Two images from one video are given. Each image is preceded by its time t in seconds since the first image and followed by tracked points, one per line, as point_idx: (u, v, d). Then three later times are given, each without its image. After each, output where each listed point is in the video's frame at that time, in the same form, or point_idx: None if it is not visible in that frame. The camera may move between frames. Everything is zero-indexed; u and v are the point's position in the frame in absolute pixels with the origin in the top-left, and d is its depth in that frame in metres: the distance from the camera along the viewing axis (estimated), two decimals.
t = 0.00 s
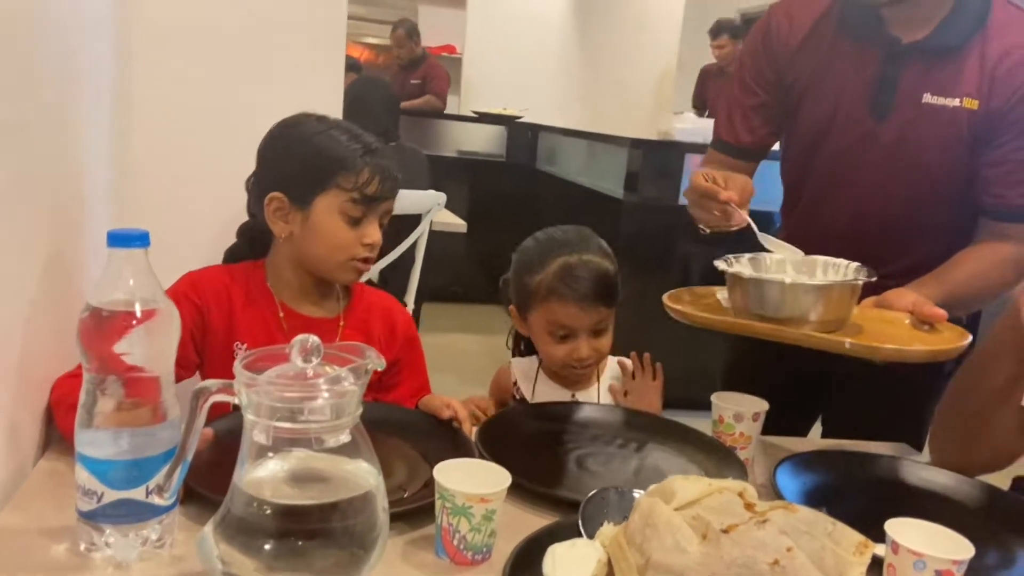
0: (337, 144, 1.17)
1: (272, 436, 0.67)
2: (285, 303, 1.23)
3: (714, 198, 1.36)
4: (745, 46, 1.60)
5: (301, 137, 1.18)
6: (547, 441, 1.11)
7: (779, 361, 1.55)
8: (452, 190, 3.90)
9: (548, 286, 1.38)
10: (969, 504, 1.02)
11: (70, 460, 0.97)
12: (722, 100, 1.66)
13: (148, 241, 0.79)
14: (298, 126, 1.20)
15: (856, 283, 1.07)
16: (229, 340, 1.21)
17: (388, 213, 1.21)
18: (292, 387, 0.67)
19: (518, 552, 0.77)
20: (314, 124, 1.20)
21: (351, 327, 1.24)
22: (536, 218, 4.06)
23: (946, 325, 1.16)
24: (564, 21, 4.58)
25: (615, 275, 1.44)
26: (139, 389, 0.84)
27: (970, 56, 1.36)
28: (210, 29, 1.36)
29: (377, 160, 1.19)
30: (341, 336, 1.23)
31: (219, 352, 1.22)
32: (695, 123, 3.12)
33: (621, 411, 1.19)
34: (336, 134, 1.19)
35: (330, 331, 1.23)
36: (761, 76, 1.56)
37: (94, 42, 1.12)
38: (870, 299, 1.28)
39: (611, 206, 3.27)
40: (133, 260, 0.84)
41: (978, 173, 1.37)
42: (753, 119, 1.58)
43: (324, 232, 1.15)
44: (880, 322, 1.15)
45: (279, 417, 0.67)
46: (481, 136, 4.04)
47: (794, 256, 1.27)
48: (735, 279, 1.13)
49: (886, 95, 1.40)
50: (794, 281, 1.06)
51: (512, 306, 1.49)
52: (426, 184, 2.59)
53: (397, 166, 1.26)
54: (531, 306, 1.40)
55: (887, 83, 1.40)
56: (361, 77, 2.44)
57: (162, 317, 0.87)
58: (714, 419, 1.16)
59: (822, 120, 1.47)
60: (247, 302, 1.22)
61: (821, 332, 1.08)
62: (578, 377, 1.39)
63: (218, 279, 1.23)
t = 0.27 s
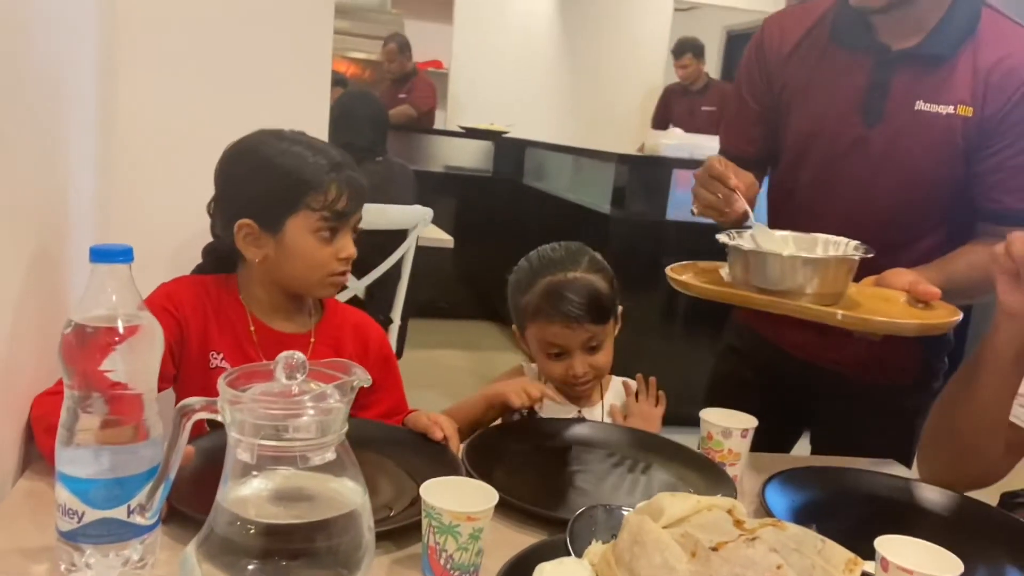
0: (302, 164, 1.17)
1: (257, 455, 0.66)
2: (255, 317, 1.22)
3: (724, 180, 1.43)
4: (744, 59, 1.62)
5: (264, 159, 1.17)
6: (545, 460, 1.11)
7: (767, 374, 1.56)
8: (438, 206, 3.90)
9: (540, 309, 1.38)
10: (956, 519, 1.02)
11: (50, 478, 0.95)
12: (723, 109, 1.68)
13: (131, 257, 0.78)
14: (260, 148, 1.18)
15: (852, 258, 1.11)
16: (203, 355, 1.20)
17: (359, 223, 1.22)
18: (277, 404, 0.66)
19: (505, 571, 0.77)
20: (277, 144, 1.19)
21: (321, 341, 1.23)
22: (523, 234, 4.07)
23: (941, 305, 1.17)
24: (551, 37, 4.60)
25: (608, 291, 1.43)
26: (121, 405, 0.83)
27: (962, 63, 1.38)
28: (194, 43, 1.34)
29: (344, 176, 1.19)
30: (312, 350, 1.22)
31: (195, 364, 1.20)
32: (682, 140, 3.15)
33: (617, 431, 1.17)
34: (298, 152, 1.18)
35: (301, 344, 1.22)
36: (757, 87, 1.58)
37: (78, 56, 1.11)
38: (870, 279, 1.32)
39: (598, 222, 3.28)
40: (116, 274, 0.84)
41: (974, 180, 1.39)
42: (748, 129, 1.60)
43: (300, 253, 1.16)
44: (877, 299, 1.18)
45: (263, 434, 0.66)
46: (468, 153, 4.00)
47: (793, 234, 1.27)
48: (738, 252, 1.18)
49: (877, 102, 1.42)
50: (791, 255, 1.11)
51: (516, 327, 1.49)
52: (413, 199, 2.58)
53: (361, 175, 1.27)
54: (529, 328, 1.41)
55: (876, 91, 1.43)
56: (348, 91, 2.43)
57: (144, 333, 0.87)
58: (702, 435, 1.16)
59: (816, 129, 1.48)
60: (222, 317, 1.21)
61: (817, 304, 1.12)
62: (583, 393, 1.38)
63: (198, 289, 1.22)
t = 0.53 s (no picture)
0: (269, 166, 1.16)
1: (253, 458, 0.66)
2: (234, 316, 1.22)
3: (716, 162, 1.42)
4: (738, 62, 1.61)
5: (231, 166, 1.17)
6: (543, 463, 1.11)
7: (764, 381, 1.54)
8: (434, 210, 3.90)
9: (551, 314, 1.36)
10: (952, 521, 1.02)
11: (44, 483, 0.94)
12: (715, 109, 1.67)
13: (127, 260, 0.78)
14: (224, 156, 1.17)
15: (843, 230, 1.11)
16: (190, 353, 1.19)
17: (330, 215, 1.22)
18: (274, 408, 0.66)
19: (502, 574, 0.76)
20: (242, 150, 1.18)
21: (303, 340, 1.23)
22: (519, 238, 4.07)
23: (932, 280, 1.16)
24: (547, 42, 4.62)
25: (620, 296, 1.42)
26: (116, 409, 0.82)
27: (957, 57, 1.39)
28: (191, 46, 1.34)
29: (310, 172, 1.19)
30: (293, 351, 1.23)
31: (181, 364, 1.19)
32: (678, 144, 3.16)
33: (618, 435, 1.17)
34: (263, 155, 1.17)
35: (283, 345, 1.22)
36: (750, 85, 1.57)
37: (73, 59, 1.10)
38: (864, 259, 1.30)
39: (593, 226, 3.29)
40: (111, 277, 0.84)
41: (971, 173, 1.39)
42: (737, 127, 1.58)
43: (279, 256, 1.16)
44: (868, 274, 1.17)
45: (259, 438, 0.66)
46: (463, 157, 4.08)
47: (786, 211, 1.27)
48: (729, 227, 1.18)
49: (873, 96, 1.43)
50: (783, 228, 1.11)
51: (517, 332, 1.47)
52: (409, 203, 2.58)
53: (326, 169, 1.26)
54: (535, 333, 1.39)
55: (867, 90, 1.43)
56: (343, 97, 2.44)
57: (141, 337, 0.86)
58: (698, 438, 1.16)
59: (811, 128, 1.47)
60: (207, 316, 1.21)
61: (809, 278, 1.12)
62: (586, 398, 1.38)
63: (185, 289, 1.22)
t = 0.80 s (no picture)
0: (253, 174, 1.14)
1: (256, 454, 0.66)
2: (234, 324, 1.22)
3: (700, 135, 1.42)
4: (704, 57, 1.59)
5: (214, 176, 1.14)
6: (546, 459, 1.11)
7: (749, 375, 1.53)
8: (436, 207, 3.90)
9: (568, 303, 1.36)
10: (955, 516, 1.02)
11: (48, 480, 0.95)
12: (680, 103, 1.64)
13: (130, 257, 0.78)
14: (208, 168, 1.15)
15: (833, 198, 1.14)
16: (194, 356, 1.20)
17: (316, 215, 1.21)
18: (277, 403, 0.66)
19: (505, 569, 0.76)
20: (224, 159, 1.15)
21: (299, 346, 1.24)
22: (521, 234, 4.07)
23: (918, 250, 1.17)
24: (548, 38, 4.62)
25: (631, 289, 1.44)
26: (119, 406, 0.82)
27: (929, 43, 1.41)
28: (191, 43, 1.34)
29: (295, 176, 1.17)
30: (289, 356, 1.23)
31: (183, 366, 1.19)
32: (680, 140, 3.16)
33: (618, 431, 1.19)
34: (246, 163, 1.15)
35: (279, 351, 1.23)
36: (723, 79, 1.55)
37: (75, 55, 1.10)
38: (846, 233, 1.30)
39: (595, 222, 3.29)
40: (115, 274, 0.85)
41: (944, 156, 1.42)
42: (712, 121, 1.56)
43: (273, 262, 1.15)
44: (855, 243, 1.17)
45: (262, 433, 0.66)
46: (467, 151, 4.12)
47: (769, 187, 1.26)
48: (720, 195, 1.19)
49: (849, 83, 1.44)
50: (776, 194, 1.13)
51: (522, 322, 1.47)
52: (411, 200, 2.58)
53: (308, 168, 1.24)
54: (546, 323, 1.39)
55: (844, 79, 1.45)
56: (344, 94, 2.44)
57: (144, 333, 0.86)
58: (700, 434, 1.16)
59: (791, 119, 1.47)
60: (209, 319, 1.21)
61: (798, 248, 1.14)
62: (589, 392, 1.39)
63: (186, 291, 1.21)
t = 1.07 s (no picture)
0: (258, 197, 1.13)
1: (263, 445, 0.66)
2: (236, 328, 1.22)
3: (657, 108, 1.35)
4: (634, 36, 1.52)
5: (216, 193, 1.13)
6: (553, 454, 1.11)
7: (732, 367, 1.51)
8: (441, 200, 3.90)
9: (577, 298, 1.36)
10: (963, 509, 1.02)
11: (56, 471, 0.95)
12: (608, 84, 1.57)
13: (136, 249, 0.78)
14: (210, 184, 1.14)
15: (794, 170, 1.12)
16: (200, 354, 1.20)
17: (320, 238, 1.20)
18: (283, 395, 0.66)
19: (512, 560, 0.76)
20: (228, 176, 1.14)
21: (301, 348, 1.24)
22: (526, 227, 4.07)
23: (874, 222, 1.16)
24: (553, 29, 4.60)
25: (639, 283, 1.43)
26: (126, 398, 0.83)
27: (851, 19, 1.35)
28: (196, 34, 1.33)
29: (301, 202, 1.16)
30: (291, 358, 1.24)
31: (189, 363, 1.20)
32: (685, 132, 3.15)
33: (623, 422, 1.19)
34: (251, 184, 1.14)
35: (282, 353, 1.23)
36: (656, 57, 1.48)
37: (80, 48, 1.10)
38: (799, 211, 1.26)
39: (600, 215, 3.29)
40: (122, 267, 0.84)
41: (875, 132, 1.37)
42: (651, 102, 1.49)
43: (268, 285, 1.15)
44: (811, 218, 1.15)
45: (270, 425, 0.66)
46: (467, 143, 4.07)
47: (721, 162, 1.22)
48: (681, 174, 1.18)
49: (782, 62, 1.37)
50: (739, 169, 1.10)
51: (529, 315, 1.47)
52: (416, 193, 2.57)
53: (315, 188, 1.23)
54: (554, 317, 1.39)
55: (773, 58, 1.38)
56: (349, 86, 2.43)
57: (149, 325, 0.87)
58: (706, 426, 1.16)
59: (726, 99, 1.40)
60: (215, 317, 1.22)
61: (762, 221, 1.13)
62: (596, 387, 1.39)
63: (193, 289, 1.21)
